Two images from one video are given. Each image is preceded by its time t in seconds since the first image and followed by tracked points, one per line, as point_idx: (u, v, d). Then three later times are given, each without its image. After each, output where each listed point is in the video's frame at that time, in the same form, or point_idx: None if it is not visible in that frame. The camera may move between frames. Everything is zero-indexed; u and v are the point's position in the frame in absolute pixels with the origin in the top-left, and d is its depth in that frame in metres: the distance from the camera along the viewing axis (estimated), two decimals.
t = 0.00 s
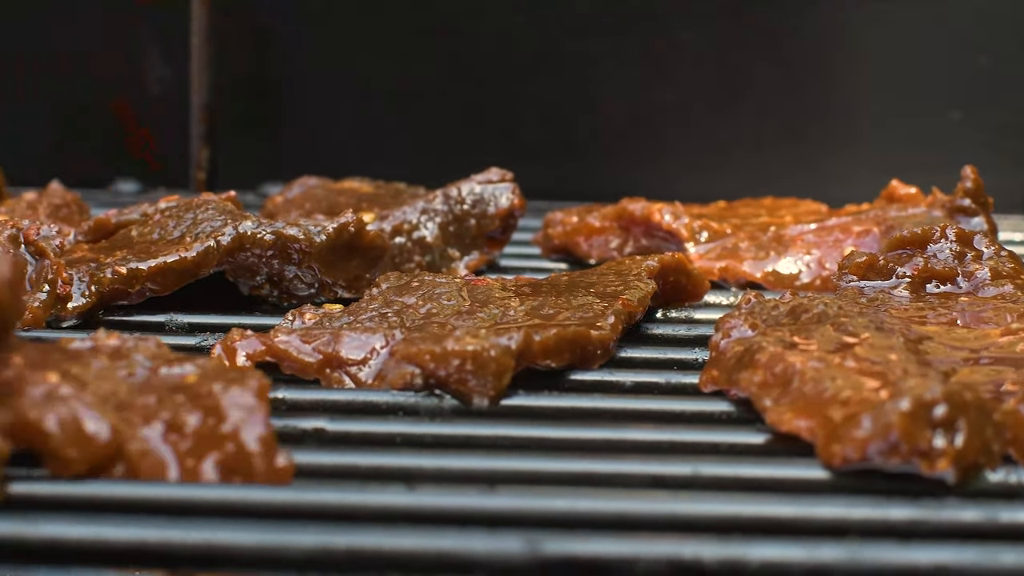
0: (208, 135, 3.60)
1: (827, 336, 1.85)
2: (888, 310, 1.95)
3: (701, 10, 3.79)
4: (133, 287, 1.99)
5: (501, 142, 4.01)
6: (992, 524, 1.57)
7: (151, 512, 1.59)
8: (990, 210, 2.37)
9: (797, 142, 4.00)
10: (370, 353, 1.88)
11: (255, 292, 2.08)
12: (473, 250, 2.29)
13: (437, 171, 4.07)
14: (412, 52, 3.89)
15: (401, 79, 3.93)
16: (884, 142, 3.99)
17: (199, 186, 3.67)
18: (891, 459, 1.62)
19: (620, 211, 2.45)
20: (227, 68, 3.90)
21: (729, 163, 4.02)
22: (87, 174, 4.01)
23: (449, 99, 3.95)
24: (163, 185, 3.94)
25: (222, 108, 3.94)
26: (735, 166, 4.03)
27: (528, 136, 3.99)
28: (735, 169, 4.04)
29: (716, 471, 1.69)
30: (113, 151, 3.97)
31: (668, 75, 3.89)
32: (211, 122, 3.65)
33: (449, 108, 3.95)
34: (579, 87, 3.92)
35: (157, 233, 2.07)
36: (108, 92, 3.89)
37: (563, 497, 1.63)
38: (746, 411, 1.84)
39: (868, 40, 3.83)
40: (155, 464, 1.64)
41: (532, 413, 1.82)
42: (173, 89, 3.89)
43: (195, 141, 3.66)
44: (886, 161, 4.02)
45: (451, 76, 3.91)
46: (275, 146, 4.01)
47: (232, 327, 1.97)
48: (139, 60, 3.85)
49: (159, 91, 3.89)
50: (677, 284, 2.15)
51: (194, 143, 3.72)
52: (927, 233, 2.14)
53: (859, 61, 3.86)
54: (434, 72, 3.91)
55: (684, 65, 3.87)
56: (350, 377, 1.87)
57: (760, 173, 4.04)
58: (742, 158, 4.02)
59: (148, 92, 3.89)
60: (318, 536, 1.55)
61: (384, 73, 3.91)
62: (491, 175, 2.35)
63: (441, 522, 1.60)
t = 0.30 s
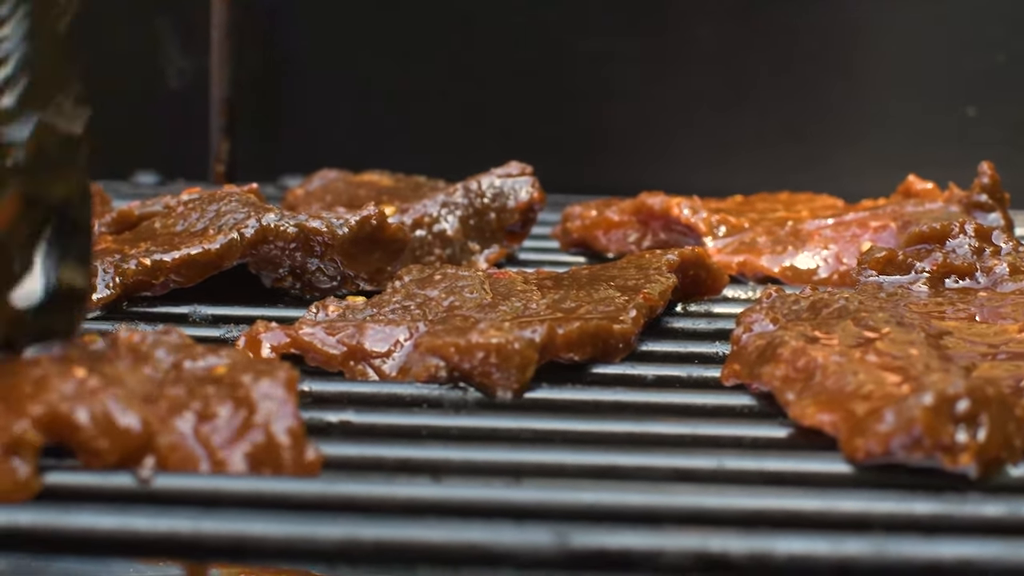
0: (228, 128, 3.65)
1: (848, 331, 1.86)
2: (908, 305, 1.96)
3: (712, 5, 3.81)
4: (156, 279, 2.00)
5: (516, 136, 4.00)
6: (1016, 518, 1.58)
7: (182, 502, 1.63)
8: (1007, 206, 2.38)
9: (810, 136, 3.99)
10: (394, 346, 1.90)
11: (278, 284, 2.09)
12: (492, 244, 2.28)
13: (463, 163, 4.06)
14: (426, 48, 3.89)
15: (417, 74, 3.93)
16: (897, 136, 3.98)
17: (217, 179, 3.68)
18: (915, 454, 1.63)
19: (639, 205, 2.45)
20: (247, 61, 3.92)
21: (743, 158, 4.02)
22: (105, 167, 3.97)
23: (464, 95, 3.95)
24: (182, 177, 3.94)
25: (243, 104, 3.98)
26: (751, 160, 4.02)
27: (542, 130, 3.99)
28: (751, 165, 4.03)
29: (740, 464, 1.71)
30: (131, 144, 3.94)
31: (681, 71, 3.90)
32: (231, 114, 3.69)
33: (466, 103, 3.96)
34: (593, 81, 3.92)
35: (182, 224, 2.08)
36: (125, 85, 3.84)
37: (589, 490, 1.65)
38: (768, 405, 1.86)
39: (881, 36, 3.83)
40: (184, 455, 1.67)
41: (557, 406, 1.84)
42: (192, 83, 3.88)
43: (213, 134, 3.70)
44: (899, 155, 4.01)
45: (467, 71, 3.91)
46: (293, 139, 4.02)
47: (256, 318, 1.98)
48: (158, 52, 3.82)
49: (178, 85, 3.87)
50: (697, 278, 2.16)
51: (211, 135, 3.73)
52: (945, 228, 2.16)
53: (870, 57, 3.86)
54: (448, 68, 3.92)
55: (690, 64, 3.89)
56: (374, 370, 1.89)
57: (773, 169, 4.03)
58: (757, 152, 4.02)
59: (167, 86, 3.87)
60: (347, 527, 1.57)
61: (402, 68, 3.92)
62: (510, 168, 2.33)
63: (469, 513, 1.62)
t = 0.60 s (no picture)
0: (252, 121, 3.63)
1: (874, 322, 1.86)
2: (933, 297, 1.96)
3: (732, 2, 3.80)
4: (184, 267, 2.01)
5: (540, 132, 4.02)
6: None
7: (215, 488, 1.64)
8: None
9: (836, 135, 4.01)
10: (422, 334, 1.89)
11: (305, 274, 2.10)
12: (518, 235, 2.30)
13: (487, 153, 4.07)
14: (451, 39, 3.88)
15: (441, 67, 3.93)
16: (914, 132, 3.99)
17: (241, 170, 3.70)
18: (942, 443, 1.65)
19: (664, 197, 2.46)
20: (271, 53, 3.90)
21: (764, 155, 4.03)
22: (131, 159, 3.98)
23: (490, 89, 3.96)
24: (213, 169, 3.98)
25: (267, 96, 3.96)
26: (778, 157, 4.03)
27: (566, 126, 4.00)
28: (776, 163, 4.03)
29: (767, 453, 1.72)
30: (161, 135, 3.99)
31: (702, 67, 3.89)
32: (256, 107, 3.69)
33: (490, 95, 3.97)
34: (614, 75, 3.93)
35: (210, 214, 2.10)
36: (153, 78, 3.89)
37: (618, 478, 1.66)
38: (795, 395, 1.86)
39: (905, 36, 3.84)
40: (294, 424, 1.68)
41: (584, 395, 1.85)
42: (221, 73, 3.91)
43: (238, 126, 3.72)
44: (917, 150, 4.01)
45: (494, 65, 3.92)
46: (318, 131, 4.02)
47: (284, 307, 1.99)
48: (189, 43, 3.84)
49: (207, 77, 3.92)
50: (722, 270, 2.16)
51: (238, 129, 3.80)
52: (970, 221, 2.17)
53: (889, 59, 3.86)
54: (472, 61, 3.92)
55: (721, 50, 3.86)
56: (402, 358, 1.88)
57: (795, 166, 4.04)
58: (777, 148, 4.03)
59: (197, 78, 3.91)
60: (378, 513, 1.58)
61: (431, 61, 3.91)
62: (537, 160, 2.37)
63: (498, 499, 1.64)
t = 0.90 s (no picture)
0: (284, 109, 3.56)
1: (906, 309, 1.87)
2: (963, 287, 1.96)
3: None
4: (216, 254, 2.02)
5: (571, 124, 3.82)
6: None
7: (249, 469, 1.64)
8: None
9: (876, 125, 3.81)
10: (455, 320, 1.90)
11: (335, 261, 2.11)
12: (547, 225, 2.29)
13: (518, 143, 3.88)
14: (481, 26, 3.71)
15: (471, 56, 3.76)
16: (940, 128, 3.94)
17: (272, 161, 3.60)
18: (975, 428, 1.65)
19: (693, 188, 2.46)
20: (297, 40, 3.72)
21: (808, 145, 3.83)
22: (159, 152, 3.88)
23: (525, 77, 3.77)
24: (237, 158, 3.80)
25: (294, 84, 3.78)
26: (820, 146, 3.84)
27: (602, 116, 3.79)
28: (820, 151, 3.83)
29: (801, 439, 1.73)
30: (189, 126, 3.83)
31: (741, 59, 3.74)
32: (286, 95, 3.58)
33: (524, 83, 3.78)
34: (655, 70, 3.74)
35: (242, 201, 2.11)
36: (181, 69, 3.75)
37: (654, 461, 1.66)
38: (827, 382, 1.87)
39: (959, 25, 3.68)
40: (329, 407, 1.68)
41: (617, 381, 1.85)
42: (247, 65, 3.73)
43: (268, 115, 3.61)
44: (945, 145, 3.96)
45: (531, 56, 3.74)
46: (344, 122, 3.84)
47: (316, 293, 1.99)
48: (216, 33, 3.69)
49: (233, 67, 3.74)
50: (752, 260, 2.17)
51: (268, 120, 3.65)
52: (1000, 211, 2.09)
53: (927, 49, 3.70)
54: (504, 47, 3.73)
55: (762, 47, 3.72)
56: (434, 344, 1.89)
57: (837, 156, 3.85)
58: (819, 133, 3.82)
59: (223, 68, 3.74)
60: (416, 493, 1.58)
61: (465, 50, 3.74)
62: (566, 150, 2.32)
63: (533, 481, 1.63)
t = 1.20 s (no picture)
0: (311, 102, 3.56)
1: (942, 297, 1.88)
2: (998, 277, 1.96)
3: None
4: (249, 243, 2.01)
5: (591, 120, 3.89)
6: None
7: (292, 453, 1.65)
8: None
9: (893, 116, 3.84)
10: (492, 308, 1.90)
11: (368, 251, 2.12)
12: (578, 215, 2.30)
13: (541, 133, 3.93)
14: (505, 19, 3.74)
15: (497, 51, 3.80)
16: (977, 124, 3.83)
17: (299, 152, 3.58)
18: (1015, 415, 1.65)
19: (722, 179, 2.47)
20: (326, 35, 3.76)
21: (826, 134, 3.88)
22: (190, 141, 3.95)
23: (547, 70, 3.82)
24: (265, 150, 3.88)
25: (321, 79, 3.83)
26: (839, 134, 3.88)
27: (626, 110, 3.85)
28: (838, 141, 3.89)
29: (841, 424, 1.73)
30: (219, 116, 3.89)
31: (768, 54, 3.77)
32: (314, 88, 3.59)
33: (546, 75, 3.83)
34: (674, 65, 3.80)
35: (275, 189, 2.11)
36: (207, 60, 3.81)
37: (696, 446, 1.66)
38: (863, 369, 1.87)
39: (982, 24, 3.69)
40: (371, 393, 1.69)
41: (655, 367, 1.86)
42: (272, 56, 3.79)
43: (295, 107, 3.61)
44: (979, 141, 3.87)
45: (554, 53, 3.80)
46: (377, 112, 3.89)
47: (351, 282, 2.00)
48: (242, 23, 3.74)
49: (258, 59, 3.80)
50: (783, 251, 2.18)
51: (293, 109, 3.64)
52: None
53: (938, 47, 3.71)
54: (526, 41, 3.77)
55: (764, 47, 3.76)
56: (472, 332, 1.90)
57: (855, 147, 3.91)
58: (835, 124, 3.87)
59: (248, 60, 3.80)
60: (460, 477, 1.59)
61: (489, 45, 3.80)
62: (596, 141, 2.34)
63: (576, 465, 1.64)
